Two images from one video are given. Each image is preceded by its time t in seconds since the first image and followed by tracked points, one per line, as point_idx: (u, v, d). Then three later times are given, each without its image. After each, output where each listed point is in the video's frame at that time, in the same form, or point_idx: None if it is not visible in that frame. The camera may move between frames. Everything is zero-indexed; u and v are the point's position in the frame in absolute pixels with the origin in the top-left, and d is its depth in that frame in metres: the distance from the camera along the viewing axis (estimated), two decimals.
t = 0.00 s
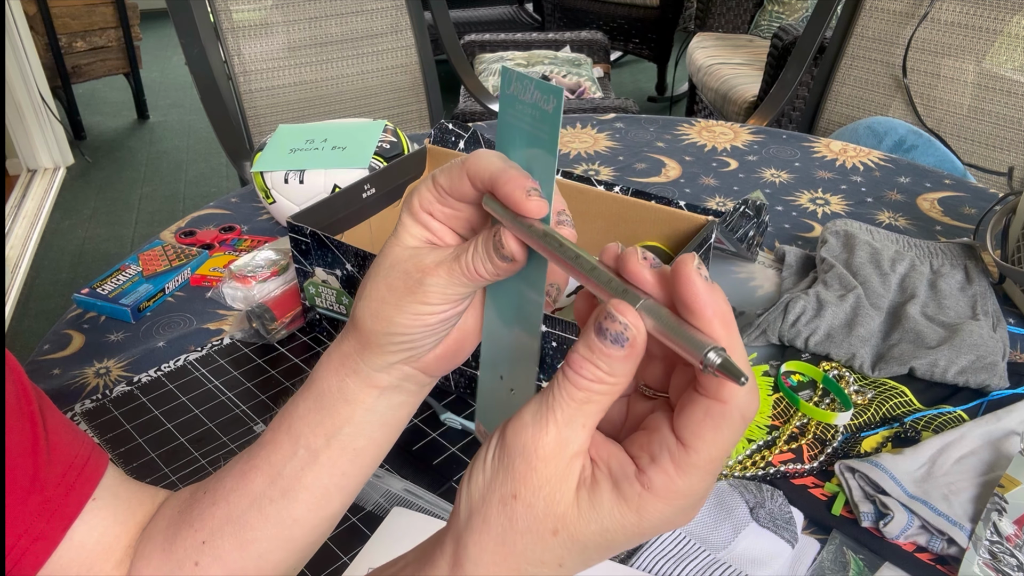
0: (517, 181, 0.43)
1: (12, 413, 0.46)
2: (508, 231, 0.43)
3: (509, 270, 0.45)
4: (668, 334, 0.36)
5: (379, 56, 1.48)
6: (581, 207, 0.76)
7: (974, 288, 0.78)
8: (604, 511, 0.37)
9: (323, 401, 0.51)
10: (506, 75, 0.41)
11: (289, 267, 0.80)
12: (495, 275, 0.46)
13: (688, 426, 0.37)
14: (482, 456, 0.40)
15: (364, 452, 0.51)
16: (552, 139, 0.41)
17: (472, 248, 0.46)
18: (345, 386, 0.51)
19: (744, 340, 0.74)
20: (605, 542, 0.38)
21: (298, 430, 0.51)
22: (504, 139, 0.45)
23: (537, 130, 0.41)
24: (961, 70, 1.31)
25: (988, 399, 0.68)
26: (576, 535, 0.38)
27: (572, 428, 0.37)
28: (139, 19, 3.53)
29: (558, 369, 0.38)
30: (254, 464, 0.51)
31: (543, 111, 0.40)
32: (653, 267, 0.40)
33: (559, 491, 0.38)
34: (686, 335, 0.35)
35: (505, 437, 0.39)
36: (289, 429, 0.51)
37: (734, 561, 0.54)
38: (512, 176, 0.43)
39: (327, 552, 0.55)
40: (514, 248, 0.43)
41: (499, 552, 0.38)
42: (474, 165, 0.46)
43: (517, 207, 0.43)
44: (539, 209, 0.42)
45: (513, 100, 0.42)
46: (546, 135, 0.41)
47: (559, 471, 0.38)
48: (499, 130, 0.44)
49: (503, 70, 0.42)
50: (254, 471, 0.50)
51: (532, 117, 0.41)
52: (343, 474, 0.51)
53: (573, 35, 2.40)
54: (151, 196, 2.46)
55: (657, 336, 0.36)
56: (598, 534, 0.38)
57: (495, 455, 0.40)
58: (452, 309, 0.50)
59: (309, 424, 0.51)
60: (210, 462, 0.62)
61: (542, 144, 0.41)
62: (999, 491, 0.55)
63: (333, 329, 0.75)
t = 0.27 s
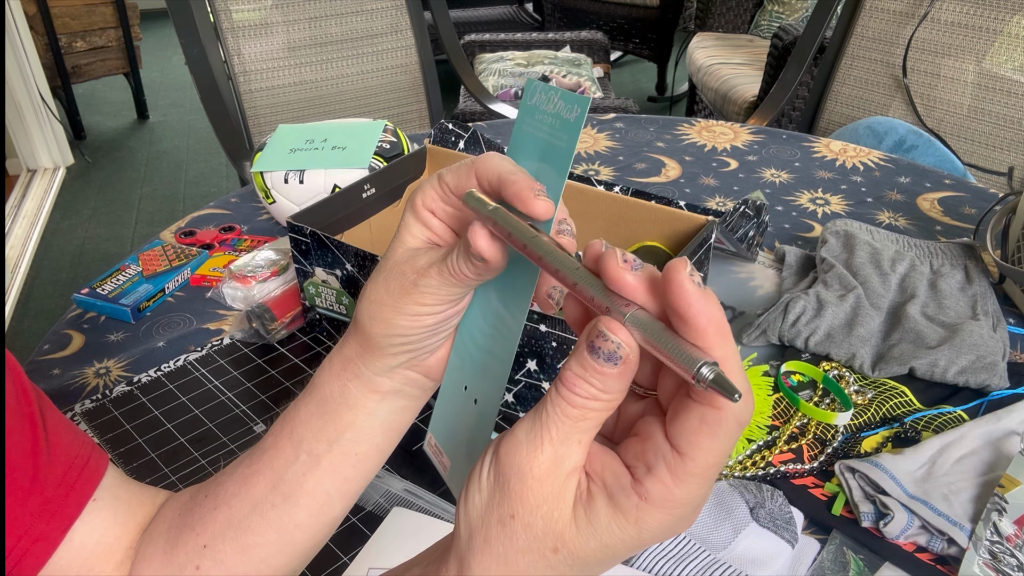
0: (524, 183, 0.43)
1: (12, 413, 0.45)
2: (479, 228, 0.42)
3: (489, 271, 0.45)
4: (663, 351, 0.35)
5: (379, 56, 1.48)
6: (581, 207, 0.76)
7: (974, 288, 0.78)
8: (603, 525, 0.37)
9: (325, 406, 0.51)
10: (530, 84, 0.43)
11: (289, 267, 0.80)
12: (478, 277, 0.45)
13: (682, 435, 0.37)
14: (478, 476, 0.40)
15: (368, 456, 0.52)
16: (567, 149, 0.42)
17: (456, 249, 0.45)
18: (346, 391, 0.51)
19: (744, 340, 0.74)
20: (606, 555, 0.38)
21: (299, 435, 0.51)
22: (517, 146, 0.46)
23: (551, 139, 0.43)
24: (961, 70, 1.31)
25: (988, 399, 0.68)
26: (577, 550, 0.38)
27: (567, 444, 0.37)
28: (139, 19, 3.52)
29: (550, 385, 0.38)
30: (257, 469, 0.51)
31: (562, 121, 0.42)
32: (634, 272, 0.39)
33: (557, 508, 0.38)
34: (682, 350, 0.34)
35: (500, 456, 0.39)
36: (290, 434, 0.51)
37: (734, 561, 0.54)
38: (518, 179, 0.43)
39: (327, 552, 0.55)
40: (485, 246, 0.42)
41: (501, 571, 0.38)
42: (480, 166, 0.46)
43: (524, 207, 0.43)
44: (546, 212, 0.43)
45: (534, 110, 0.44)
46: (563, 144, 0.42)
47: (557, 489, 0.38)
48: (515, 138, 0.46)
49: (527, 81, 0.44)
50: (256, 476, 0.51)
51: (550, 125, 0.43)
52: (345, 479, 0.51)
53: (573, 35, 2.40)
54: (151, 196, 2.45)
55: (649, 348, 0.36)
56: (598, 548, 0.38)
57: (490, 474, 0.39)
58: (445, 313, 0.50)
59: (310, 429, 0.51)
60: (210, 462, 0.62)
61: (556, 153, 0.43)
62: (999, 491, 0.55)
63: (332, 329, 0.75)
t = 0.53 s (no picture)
0: (515, 179, 0.43)
1: (12, 414, 0.46)
2: (483, 218, 0.43)
3: (493, 262, 0.45)
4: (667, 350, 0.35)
5: (379, 56, 1.48)
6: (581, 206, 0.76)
7: (974, 288, 0.78)
8: (602, 523, 0.37)
9: (325, 408, 0.51)
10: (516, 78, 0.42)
11: (289, 267, 0.80)
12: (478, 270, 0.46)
13: (683, 436, 0.36)
14: (480, 469, 0.40)
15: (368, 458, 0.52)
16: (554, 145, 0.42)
17: (457, 242, 0.46)
18: (348, 394, 0.51)
19: (744, 340, 0.74)
20: (605, 554, 0.38)
21: (300, 437, 0.51)
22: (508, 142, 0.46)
23: (540, 135, 0.42)
24: (961, 70, 1.31)
25: (988, 399, 0.67)
26: (575, 548, 0.38)
27: (569, 443, 0.37)
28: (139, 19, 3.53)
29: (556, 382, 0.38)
30: (257, 470, 0.51)
31: (549, 115, 0.41)
32: (642, 273, 0.39)
33: (557, 504, 0.37)
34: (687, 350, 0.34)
35: (502, 450, 0.39)
36: (291, 436, 0.51)
37: (734, 561, 0.54)
38: (509, 175, 0.44)
39: (328, 553, 0.55)
40: (486, 235, 0.43)
41: (499, 565, 0.38)
42: (470, 165, 0.47)
43: (513, 203, 0.43)
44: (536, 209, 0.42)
45: (520, 106, 0.43)
46: (550, 139, 0.42)
47: (557, 484, 0.37)
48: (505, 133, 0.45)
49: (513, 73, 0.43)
50: (256, 478, 0.50)
51: (538, 121, 0.42)
52: (346, 481, 0.51)
53: (573, 35, 2.40)
54: (151, 196, 2.45)
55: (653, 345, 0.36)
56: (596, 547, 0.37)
57: (493, 472, 0.39)
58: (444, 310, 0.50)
59: (310, 430, 0.51)
60: (210, 462, 0.62)
61: (544, 149, 0.42)
62: (1000, 491, 0.55)
63: (332, 329, 0.75)
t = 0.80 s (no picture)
0: (481, 171, 0.42)
1: (11, 415, 0.46)
2: (476, 218, 0.42)
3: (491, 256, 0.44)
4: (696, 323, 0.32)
5: (379, 56, 1.48)
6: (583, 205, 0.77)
7: (974, 288, 0.78)
8: (616, 502, 0.35)
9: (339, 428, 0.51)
10: (438, 75, 0.42)
11: (289, 267, 0.80)
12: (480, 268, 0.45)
13: (699, 403, 0.35)
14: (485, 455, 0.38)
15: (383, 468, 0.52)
16: (505, 125, 0.42)
17: (450, 245, 0.45)
18: (365, 415, 0.51)
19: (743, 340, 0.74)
20: (621, 530, 0.36)
21: (309, 450, 0.51)
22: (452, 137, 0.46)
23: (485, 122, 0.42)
24: (961, 70, 1.31)
25: (989, 399, 0.67)
26: (590, 528, 0.36)
27: (572, 422, 0.35)
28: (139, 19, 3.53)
29: (558, 356, 0.35)
30: (263, 481, 0.51)
31: (488, 101, 0.41)
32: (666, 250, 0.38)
33: (568, 485, 0.35)
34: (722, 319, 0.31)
35: (507, 433, 0.36)
36: (301, 448, 0.51)
37: (735, 562, 0.54)
38: (473, 167, 0.43)
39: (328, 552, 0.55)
40: (483, 232, 0.42)
41: (510, 553, 0.37)
42: (428, 173, 0.46)
43: (485, 195, 0.42)
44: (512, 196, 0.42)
45: (452, 99, 0.43)
46: (498, 121, 0.42)
47: (567, 465, 0.35)
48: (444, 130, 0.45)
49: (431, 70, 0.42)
50: (262, 488, 0.50)
51: (477, 108, 0.42)
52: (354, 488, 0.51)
53: (573, 35, 2.40)
54: (151, 196, 2.45)
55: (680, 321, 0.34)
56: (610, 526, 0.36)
57: (497, 459, 0.37)
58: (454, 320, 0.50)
59: (322, 447, 0.50)
60: (210, 463, 0.62)
61: (494, 132, 0.42)
62: (1000, 491, 0.55)
63: (333, 329, 0.75)
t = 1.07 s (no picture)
0: (502, 180, 0.44)
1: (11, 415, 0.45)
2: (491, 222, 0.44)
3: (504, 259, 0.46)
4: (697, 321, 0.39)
5: (379, 56, 1.48)
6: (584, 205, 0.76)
7: (974, 288, 0.78)
8: (562, 416, 0.38)
9: (348, 427, 0.52)
10: (456, 82, 0.44)
11: (289, 267, 0.80)
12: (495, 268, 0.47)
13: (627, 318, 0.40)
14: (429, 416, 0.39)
15: (382, 469, 0.54)
16: (524, 134, 0.44)
17: (467, 246, 0.46)
18: (374, 416, 0.53)
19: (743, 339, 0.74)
20: (567, 446, 0.38)
21: (317, 451, 0.52)
22: (469, 143, 0.48)
23: (505, 129, 0.44)
24: (961, 70, 1.31)
25: (989, 399, 0.67)
26: (537, 449, 0.37)
27: (500, 348, 0.37)
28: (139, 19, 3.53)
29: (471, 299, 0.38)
30: (268, 481, 0.51)
31: (508, 110, 0.43)
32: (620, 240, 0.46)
33: (506, 411, 0.37)
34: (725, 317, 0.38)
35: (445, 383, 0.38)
36: (307, 449, 0.52)
37: (734, 561, 0.53)
38: (494, 174, 0.45)
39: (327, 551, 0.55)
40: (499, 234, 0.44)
41: (467, 499, 0.37)
42: (447, 177, 0.47)
43: (506, 203, 0.45)
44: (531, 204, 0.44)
45: (469, 105, 0.45)
46: (517, 130, 0.44)
47: (504, 393, 0.37)
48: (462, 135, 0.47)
49: (448, 79, 0.44)
50: (267, 487, 0.51)
51: (497, 117, 0.44)
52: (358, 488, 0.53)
53: (573, 34, 2.40)
54: (151, 196, 2.45)
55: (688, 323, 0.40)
56: (558, 441, 0.37)
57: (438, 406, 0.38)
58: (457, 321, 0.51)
59: (330, 447, 0.52)
60: (211, 462, 0.62)
61: (514, 139, 0.44)
62: (1000, 491, 0.55)
63: (333, 329, 0.75)
